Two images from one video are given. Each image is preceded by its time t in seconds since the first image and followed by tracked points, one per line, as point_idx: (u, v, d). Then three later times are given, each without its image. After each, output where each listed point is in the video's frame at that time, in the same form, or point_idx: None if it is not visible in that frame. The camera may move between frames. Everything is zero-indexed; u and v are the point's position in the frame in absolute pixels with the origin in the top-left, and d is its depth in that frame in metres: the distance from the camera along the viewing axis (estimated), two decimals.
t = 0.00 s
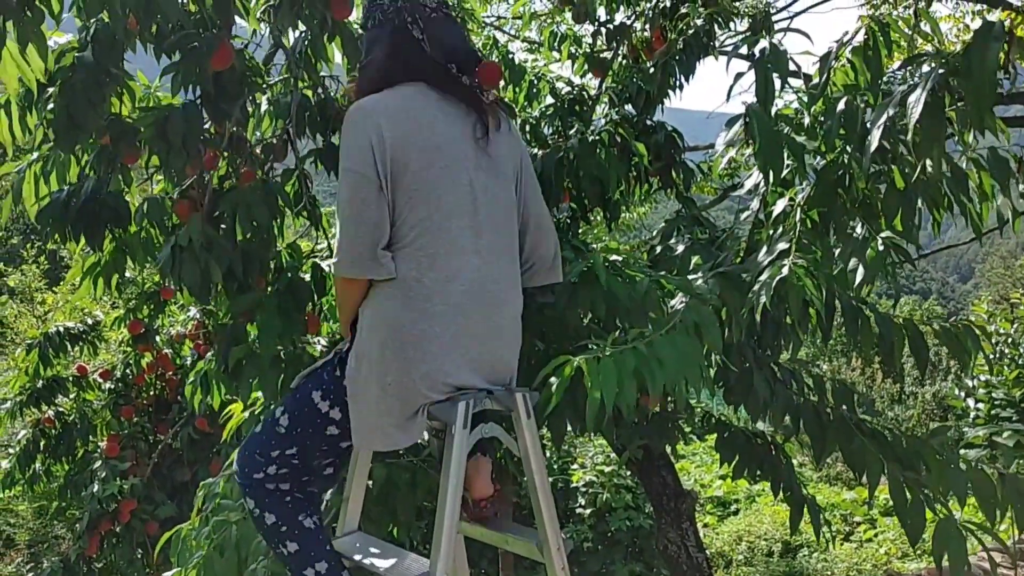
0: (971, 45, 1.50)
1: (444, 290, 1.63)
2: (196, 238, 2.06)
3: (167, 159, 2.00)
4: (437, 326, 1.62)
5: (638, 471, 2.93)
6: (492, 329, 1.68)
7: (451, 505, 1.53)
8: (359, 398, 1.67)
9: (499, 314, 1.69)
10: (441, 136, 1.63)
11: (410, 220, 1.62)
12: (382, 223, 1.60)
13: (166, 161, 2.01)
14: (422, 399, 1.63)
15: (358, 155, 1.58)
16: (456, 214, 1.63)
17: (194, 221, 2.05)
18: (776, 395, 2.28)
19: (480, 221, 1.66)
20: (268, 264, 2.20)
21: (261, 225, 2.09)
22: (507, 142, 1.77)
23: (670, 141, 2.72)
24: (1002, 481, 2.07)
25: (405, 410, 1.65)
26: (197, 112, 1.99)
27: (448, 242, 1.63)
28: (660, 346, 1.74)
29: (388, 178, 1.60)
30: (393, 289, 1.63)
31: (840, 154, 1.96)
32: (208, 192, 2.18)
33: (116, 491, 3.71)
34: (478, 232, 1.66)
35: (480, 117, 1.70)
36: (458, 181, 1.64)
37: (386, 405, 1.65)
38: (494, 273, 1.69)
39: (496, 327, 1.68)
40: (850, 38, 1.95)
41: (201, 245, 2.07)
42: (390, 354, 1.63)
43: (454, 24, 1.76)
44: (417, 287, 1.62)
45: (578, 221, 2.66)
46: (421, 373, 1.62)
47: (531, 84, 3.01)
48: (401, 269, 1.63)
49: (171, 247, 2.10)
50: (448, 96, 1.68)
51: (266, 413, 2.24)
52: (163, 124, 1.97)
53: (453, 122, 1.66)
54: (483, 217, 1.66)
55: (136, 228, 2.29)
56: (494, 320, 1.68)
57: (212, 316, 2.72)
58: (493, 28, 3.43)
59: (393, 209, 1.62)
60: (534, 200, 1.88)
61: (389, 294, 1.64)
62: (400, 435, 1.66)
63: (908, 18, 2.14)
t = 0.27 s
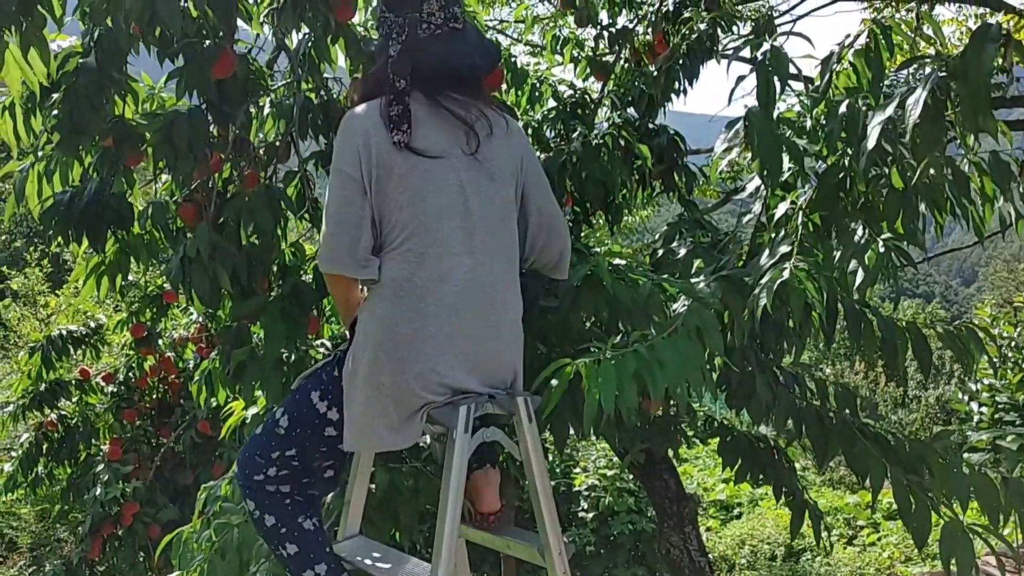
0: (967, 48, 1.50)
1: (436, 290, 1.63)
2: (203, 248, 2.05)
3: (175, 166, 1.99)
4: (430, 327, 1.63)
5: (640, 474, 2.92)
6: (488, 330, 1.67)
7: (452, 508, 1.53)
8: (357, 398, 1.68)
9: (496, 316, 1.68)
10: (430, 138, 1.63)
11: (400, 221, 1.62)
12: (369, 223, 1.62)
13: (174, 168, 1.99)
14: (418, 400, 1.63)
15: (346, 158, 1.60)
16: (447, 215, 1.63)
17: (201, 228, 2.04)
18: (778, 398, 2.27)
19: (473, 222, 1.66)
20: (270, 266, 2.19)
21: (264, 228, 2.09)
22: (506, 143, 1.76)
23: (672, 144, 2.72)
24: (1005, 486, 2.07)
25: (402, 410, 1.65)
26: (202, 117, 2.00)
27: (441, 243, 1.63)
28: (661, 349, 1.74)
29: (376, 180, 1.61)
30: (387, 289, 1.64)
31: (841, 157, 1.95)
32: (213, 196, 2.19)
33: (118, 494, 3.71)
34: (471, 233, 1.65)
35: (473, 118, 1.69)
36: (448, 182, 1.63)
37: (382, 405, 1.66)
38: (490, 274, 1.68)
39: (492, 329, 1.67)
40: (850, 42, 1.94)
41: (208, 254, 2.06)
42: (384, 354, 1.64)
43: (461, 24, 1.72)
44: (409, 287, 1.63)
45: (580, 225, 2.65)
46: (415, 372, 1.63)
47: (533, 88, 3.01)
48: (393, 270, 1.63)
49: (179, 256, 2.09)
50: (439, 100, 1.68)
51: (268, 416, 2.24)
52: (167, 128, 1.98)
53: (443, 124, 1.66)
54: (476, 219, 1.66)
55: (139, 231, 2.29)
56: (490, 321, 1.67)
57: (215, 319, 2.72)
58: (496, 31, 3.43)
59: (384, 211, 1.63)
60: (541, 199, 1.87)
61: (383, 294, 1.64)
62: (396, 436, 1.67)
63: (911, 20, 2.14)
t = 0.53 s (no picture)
0: (966, 54, 1.50)
1: (442, 291, 1.63)
2: (198, 254, 2.08)
3: (175, 173, 1.99)
4: (436, 326, 1.63)
5: (642, 479, 2.92)
6: (492, 332, 1.67)
7: (452, 515, 1.53)
8: (359, 399, 1.68)
9: (501, 318, 1.68)
10: (439, 143, 1.66)
11: (408, 223, 1.64)
12: (376, 224, 1.65)
13: (174, 174, 1.99)
14: (421, 399, 1.63)
15: (358, 160, 1.64)
16: (455, 217, 1.64)
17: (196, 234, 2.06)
18: (780, 404, 2.27)
19: (479, 226, 1.67)
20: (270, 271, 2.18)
21: (264, 233, 2.09)
22: (514, 153, 1.78)
23: (673, 148, 2.75)
24: (1007, 493, 2.06)
25: (405, 411, 1.65)
26: (203, 122, 2.01)
27: (447, 244, 1.64)
28: (661, 354, 1.74)
29: (387, 182, 1.64)
30: (393, 289, 1.64)
31: (841, 163, 1.95)
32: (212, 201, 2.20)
33: (119, 499, 3.71)
34: (477, 237, 1.67)
35: (484, 126, 1.72)
36: (456, 187, 1.65)
37: (386, 405, 1.65)
38: (495, 277, 1.69)
39: (497, 331, 1.68)
40: (850, 47, 1.93)
41: (202, 260, 2.09)
42: (389, 353, 1.64)
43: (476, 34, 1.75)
44: (416, 286, 1.63)
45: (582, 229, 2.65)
46: (419, 372, 1.63)
47: (535, 93, 3.01)
48: (400, 270, 1.64)
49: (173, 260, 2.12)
50: (449, 108, 1.71)
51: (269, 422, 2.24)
52: (168, 134, 1.98)
53: (453, 131, 1.69)
54: (483, 223, 1.67)
55: (139, 235, 2.29)
56: (495, 323, 1.68)
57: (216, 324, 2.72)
58: (497, 36, 3.44)
59: (393, 214, 1.66)
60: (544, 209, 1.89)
61: (389, 294, 1.64)
62: (397, 438, 1.66)
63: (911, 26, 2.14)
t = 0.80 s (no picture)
0: (966, 61, 1.51)
1: (455, 292, 1.65)
2: (197, 260, 2.07)
3: (169, 178, 2.01)
4: (448, 326, 1.64)
5: (643, 485, 2.92)
6: (500, 336, 1.69)
7: (453, 521, 1.54)
8: (367, 402, 1.67)
9: (509, 322, 1.71)
10: (454, 150, 1.70)
11: (422, 225, 1.67)
12: (389, 227, 1.67)
13: (169, 179, 2.01)
14: (430, 400, 1.63)
15: (374, 161, 1.66)
16: (467, 221, 1.68)
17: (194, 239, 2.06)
18: (780, 410, 2.27)
19: (490, 233, 1.71)
20: (270, 278, 2.19)
21: (263, 240, 2.10)
22: (517, 167, 1.83)
23: (673, 155, 2.74)
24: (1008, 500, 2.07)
25: (413, 412, 1.65)
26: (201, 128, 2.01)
27: (458, 246, 1.67)
28: (660, 361, 1.74)
29: (402, 185, 1.66)
30: (404, 290, 1.65)
31: (840, 170, 1.96)
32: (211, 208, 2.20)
33: (121, 505, 3.71)
34: (487, 243, 1.71)
35: (495, 139, 1.77)
36: (470, 193, 1.70)
37: (395, 406, 1.65)
38: (503, 283, 1.72)
39: (506, 334, 1.70)
40: (851, 54, 1.94)
41: (203, 265, 2.08)
42: (401, 353, 1.64)
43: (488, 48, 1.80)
44: (428, 287, 1.65)
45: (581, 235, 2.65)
46: (430, 372, 1.63)
47: (535, 99, 3.00)
48: (412, 272, 1.66)
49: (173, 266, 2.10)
50: (459, 121, 1.75)
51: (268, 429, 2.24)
52: (167, 141, 1.99)
53: (467, 141, 1.73)
54: (492, 230, 1.72)
55: (138, 242, 2.29)
56: (504, 327, 1.70)
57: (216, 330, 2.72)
58: (498, 43, 3.44)
59: (404, 218, 1.68)
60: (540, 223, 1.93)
61: (401, 294, 1.65)
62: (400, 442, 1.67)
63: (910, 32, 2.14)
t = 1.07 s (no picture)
0: (969, 68, 1.50)
1: (463, 295, 1.66)
2: (201, 263, 2.09)
3: (171, 183, 2.02)
4: (458, 329, 1.64)
5: (646, 492, 2.91)
6: (505, 340, 1.70)
7: (456, 530, 1.54)
8: (374, 407, 1.67)
9: (515, 327, 1.72)
10: (459, 158, 1.72)
11: (431, 230, 1.68)
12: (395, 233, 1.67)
13: (171, 184, 2.02)
14: (438, 405, 1.64)
15: (383, 166, 1.65)
16: (473, 227, 1.69)
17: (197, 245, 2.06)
18: (783, 416, 2.26)
19: (495, 239, 1.73)
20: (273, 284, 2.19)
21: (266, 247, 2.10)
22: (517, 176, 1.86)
23: (675, 161, 2.74)
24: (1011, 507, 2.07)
25: (422, 416, 1.65)
26: (203, 134, 2.02)
27: (464, 252, 1.68)
28: (662, 368, 1.74)
29: (411, 191, 1.67)
30: (411, 295, 1.65)
31: (843, 177, 1.96)
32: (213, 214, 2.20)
33: (122, 511, 3.71)
34: (493, 249, 1.72)
35: (497, 151, 1.80)
36: (476, 200, 1.72)
37: (403, 410, 1.65)
38: (509, 289, 1.74)
39: (513, 338, 1.71)
40: (853, 60, 1.97)
41: (205, 268, 2.09)
42: (410, 356, 1.64)
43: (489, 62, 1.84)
44: (436, 292, 1.65)
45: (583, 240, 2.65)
46: (438, 377, 1.64)
47: (537, 106, 2.99)
48: (419, 277, 1.66)
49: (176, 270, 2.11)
50: (463, 132, 1.77)
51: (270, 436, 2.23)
52: (170, 148, 1.99)
53: (471, 150, 1.76)
54: (496, 236, 1.73)
55: (140, 249, 2.29)
56: (510, 332, 1.71)
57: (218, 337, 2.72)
58: (501, 49, 3.45)
59: (411, 224, 1.69)
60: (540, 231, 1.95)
61: (409, 298, 1.66)
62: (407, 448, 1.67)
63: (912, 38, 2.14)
